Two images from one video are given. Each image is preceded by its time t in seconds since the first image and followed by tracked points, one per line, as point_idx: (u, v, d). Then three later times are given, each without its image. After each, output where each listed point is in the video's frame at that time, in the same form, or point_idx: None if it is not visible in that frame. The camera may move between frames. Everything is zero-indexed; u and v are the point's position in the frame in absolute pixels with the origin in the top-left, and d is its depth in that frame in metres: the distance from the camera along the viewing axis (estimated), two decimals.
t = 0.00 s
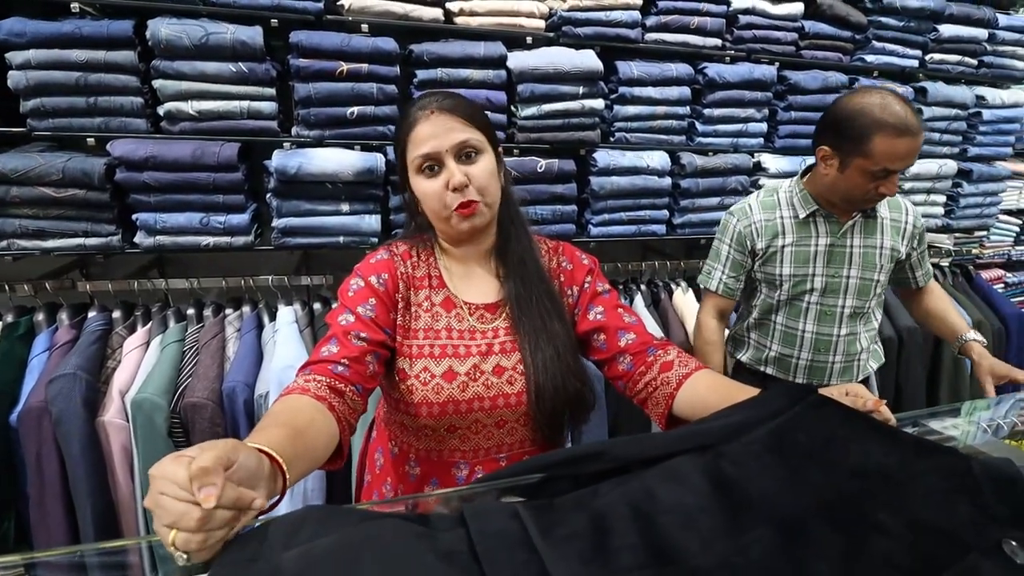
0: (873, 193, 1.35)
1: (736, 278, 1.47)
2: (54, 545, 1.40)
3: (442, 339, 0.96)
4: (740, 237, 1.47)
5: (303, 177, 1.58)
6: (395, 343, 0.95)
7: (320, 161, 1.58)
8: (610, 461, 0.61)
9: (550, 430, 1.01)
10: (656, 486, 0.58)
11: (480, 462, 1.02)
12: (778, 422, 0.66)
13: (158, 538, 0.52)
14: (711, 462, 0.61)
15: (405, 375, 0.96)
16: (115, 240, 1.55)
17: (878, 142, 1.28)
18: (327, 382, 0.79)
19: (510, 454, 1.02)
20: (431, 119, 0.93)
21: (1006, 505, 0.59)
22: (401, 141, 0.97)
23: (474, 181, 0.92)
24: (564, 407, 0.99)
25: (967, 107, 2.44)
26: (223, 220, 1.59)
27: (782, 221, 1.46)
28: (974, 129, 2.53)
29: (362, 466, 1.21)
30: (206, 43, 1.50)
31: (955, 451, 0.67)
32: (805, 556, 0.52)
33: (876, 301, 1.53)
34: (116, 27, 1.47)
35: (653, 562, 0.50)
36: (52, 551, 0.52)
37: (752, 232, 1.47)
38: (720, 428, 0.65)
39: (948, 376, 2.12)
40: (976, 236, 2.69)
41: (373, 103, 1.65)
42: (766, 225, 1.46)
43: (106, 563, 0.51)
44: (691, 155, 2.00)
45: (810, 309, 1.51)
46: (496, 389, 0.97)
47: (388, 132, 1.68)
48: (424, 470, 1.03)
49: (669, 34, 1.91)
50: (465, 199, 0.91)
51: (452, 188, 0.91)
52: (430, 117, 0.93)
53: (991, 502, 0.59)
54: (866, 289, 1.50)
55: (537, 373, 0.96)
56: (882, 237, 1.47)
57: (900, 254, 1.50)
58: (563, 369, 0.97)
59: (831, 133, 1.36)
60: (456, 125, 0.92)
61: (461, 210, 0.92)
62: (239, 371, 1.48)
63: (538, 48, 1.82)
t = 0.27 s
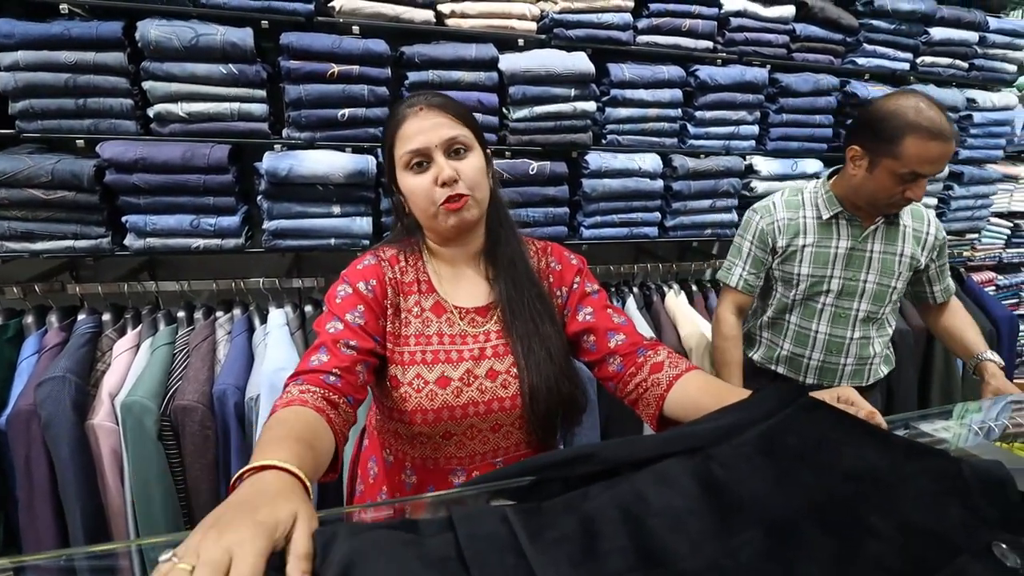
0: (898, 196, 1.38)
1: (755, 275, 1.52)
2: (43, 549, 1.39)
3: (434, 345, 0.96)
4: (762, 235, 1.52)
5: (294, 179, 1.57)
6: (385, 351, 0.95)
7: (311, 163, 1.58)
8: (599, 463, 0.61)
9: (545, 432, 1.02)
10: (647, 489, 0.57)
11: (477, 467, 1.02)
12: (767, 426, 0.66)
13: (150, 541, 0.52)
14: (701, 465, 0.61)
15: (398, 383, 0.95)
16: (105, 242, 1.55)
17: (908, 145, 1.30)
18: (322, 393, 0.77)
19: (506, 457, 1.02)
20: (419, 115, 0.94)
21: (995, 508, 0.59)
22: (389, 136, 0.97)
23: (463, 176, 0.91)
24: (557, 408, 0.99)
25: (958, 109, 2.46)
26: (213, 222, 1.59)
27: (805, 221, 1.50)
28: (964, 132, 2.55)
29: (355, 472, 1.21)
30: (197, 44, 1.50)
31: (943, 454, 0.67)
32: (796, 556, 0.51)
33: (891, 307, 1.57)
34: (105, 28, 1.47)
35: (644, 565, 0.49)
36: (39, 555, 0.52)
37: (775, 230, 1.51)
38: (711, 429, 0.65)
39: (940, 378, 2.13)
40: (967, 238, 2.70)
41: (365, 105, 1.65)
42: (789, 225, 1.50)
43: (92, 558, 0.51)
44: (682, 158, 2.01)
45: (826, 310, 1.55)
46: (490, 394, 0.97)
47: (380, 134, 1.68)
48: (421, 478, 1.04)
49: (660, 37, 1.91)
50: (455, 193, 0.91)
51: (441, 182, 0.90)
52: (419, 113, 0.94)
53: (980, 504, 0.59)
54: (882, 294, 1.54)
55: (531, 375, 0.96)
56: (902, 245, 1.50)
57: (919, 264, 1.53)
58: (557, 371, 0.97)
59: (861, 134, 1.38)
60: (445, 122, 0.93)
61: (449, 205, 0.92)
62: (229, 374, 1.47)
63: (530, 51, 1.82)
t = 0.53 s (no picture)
0: (911, 206, 1.39)
1: (768, 274, 1.56)
2: (39, 550, 1.39)
3: (433, 349, 0.96)
4: (776, 236, 1.54)
5: (292, 181, 1.58)
6: (383, 355, 0.95)
7: (309, 166, 1.58)
8: (595, 466, 0.61)
9: (545, 436, 1.02)
10: (644, 491, 0.58)
11: (477, 470, 1.02)
12: (763, 429, 0.67)
13: (146, 542, 0.53)
14: (698, 467, 0.61)
15: (398, 388, 0.96)
16: (103, 243, 1.55)
17: (924, 154, 1.31)
18: (315, 400, 0.77)
19: (507, 459, 1.03)
20: (422, 112, 0.95)
21: (991, 509, 0.60)
22: (388, 134, 0.98)
23: (462, 174, 0.91)
24: (555, 410, 1.00)
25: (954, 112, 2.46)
26: (211, 224, 1.59)
27: (819, 224, 1.52)
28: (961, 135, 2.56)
29: (352, 480, 1.21)
30: (195, 46, 1.50)
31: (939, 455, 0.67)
32: (792, 556, 0.52)
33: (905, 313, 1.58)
34: (104, 31, 1.47)
35: (641, 566, 0.50)
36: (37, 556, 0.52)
37: (788, 232, 1.53)
38: (708, 432, 0.66)
39: (937, 381, 2.14)
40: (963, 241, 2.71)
41: (362, 108, 1.65)
42: (803, 227, 1.52)
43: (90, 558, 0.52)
44: (679, 161, 2.02)
45: (838, 313, 1.56)
46: (491, 398, 0.97)
47: (377, 136, 1.69)
48: (422, 483, 1.04)
49: (657, 40, 1.92)
50: (451, 192, 0.91)
51: (439, 179, 0.91)
52: (422, 111, 0.95)
53: (977, 505, 0.59)
54: (895, 300, 1.55)
55: (530, 378, 0.96)
56: (918, 252, 1.50)
57: (935, 272, 1.53)
58: (554, 375, 0.98)
59: (879, 140, 1.39)
60: (446, 122, 0.94)
61: (446, 203, 0.92)
62: (226, 376, 1.47)
63: (527, 53, 1.83)
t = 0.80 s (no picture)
0: (904, 198, 1.37)
1: (768, 274, 1.58)
2: (39, 547, 1.39)
3: (427, 346, 0.97)
4: (780, 237, 1.56)
5: (292, 182, 1.58)
6: (379, 351, 0.95)
7: (310, 167, 1.59)
8: (594, 464, 0.62)
9: (534, 439, 1.02)
10: (643, 490, 0.58)
11: (466, 467, 1.03)
12: (763, 425, 0.66)
13: (145, 540, 0.54)
14: (698, 466, 0.62)
15: (391, 383, 0.96)
16: (104, 244, 1.56)
17: (909, 143, 1.31)
18: (318, 391, 0.78)
19: (496, 459, 1.04)
20: (445, 110, 0.95)
21: (989, 509, 0.60)
22: (407, 127, 0.98)
23: (471, 175, 0.92)
24: (546, 415, 1.01)
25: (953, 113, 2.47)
26: (211, 225, 1.59)
27: (823, 225, 1.53)
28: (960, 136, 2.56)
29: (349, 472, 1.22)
30: (196, 48, 1.51)
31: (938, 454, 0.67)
32: (789, 556, 0.52)
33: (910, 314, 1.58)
34: (106, 33, 1.48)
35: (639, 565, 0.50)
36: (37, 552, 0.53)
37: (793, 233, 1.55)
38: (707, 430, 0.66)
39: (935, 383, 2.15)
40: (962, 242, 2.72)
41: (363, 109, 1.66)
42: (807, 228, 1.54)
43: (91, 555, 0.52)
44: (678, 162, 2.02)
45: (842, 312, 1.56)
46: (482, 397, 0.97)
47: (378, 137, 1.70)
48: (411, 478, 1.04)
49: (656, 41, 1.93)
50: (457, 190, 0.91)
51: (447, 178, 0.91)
52: (445, 109, 0.95)
53: (975, 505, 0.60)
54: (900, 300, 1.55)
55: (522, 381, 0.98)
56: (922, 252, 1.50)
57: (940, 272, 1.53)
58: (546, 384, 0.99)
59: (874, 132, 1.40)
60: (463, 124, 0.94)
61: (451, 201, 0.92)
62: (226, 376, 1.48)
63: (527, 55, 1.84)
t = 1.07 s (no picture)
0: (882, 188, 1.41)
1: (770, 273, 1.57)
2: (42, 546, 1.40)
3: (427, 345, 0.98)
4: (781, 235, 1.57)
5: (295, 184, 1.59)
6: (382, 347, 0.97)
7: (313, 169, 1.60)
8: (594, 464, 0.62)
9: (531, 443, 1.03)
10: (643, 490, 0.59)
11: (464, 465, 1.04)
12: (762, 425, 0.67)
13: (145, 539, 0.55)
14: (698, 467, 0.62)
15: (392, 380, 0.97)
16: (108, 245, 1.57)
17: (883, 133, 1.37)
18: (327, 383, 0.79)
19: (494, 459, 1.05)
20: (471, 120, 0.95)
21: (989, 508, 0.60)
22: (430, 130, 0.99)
23: (484, 192, 0.94)
24: (545, 420, 1.01)
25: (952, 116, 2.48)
26: (214, 227, 1.61)
27: (822, 224, 1.54)
28: (959, 138, 2.57)
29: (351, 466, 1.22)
30: (200, 51, 1.52)
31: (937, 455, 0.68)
32: (788, 555, 0.53)
33: (908, 315, 1.58)
34: (111, 36, 1.49)
35: (639, 564, 0.51)
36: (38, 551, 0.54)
37: (793, 232, 1.56)
38: (706, 431, 0.67)
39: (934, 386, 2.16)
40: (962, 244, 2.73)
41: (365, 111, 1.67)
42: (807, 227, 1.56)
43: (93, 555, 0.54)
44: (677, 163, 2.04)
45: (840, 312, 1.58)
46: (480, 396, 0.99)
47: (380, 140, 1.71)
48: (410, 473, 1.05)
49: (656, 44, 1.94)
50: (466, 204, 0.94)
51: (461, 190, 0.93)
52: (470, 119, 0.95)
53: (974, 504, 0.60)
54: (897, 300, 1.56)
55: (522, 385, 0.98)
56: (919, 253, 1.52)
57: (938, 274, 1.54)
58: (547, 388, 0.99)
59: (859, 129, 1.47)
60: (485, 139, 0.95)
61: (459, 211, 0.94)
62: (228, 376, 1.49)
63: (527, 58, 1.85)
